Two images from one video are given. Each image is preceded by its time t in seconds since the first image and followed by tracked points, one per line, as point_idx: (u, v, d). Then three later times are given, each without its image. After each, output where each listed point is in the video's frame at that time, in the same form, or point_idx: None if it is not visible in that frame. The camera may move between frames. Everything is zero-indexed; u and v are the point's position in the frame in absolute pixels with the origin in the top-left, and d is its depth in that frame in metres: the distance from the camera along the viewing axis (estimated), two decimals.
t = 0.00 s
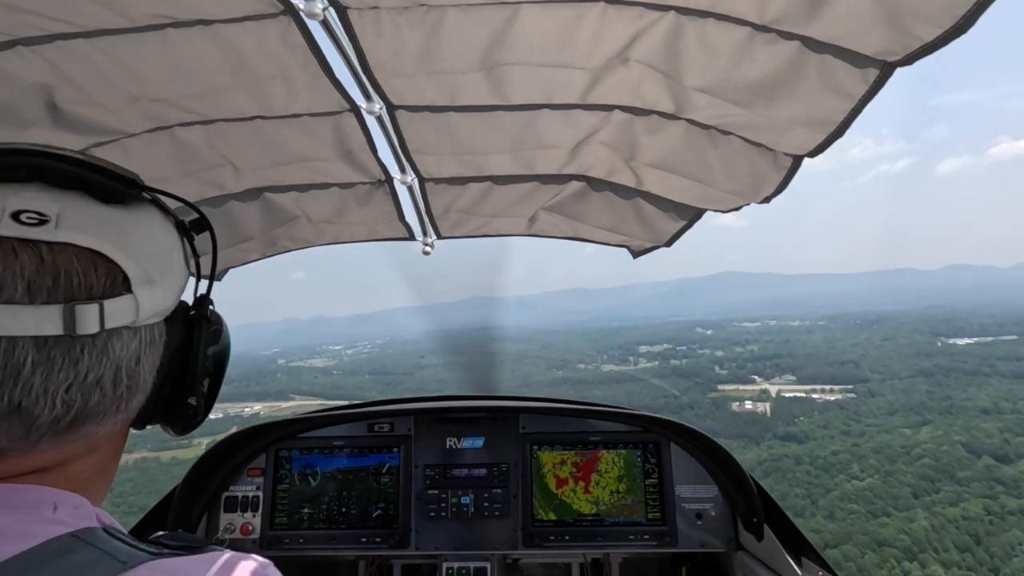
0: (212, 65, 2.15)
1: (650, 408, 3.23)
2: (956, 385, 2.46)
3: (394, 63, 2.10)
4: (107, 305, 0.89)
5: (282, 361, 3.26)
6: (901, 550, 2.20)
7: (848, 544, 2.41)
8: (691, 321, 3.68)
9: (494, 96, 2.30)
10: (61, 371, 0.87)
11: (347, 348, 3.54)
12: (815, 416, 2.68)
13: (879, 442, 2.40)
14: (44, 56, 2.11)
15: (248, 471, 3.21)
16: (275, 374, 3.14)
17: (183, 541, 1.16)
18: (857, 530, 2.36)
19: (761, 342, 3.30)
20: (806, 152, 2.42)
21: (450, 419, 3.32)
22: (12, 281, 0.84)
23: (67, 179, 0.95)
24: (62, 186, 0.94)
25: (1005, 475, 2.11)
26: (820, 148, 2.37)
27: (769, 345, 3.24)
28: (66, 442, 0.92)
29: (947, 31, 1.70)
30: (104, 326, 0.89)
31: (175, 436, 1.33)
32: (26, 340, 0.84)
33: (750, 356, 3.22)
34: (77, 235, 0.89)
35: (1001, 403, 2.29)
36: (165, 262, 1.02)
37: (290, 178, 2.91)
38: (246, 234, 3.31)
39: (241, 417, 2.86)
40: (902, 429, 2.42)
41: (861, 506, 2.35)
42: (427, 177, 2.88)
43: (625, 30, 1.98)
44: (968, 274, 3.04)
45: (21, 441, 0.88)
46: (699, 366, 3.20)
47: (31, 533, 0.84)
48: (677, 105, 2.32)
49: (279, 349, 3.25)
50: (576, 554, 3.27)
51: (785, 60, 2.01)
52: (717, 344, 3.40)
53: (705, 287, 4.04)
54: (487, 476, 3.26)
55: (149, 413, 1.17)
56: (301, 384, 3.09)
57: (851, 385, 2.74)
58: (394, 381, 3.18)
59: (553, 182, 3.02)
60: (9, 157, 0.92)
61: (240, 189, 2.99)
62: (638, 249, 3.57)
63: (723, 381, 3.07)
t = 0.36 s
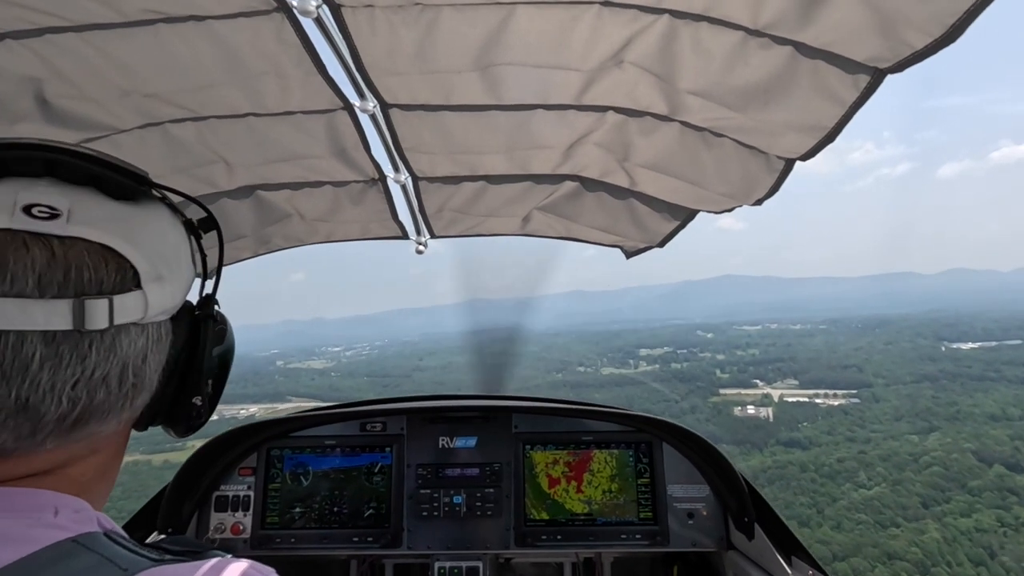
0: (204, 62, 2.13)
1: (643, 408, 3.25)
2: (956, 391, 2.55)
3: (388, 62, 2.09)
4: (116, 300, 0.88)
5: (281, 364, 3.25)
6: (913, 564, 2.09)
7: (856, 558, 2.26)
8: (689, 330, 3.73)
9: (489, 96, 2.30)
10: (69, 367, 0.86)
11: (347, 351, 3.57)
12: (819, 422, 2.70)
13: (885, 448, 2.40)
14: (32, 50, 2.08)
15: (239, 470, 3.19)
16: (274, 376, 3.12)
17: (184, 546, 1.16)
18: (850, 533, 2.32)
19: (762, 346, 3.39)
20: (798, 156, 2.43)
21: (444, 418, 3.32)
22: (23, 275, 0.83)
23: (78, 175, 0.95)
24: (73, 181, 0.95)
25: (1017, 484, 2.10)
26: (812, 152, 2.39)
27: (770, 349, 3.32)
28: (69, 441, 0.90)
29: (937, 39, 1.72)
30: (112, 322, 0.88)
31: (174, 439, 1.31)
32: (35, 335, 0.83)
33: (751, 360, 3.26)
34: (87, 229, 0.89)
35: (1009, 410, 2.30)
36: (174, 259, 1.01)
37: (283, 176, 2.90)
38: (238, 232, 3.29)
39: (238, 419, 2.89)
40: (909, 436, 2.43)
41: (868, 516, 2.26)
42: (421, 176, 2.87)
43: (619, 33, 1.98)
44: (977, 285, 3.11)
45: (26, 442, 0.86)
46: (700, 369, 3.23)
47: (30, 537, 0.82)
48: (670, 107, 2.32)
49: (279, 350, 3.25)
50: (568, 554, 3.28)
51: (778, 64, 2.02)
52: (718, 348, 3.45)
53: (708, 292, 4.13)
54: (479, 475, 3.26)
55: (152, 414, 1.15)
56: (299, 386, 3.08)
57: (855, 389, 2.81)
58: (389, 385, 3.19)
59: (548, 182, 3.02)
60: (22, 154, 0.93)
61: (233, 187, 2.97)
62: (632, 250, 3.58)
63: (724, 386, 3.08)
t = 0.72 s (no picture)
0: (199, 61, 2.12)
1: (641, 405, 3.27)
2: (961, 392, 2.54)
3: (384, 60, 2.08)
4: (121, 300, 0.88)
5: (277, 363, 3.23)
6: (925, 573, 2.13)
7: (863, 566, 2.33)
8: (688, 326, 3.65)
9: (484, 94, 2.30)
10: (74, 367, 0.86)
11: (345, 350, 3.56)
12: (820, 424, 2.68)
13: (891, 453, 2.44)
14: (25, 51, 2.07)
15: (237, 470, 3.19)
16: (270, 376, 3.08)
17: (183, 548, 1.16)
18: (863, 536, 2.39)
19: (762, 345, 3.28)
20: (794, 150, 2.44)
21: (442, 417, 3.32)
22: (30, 275, 0.83)
23: (82, 178, 0.95)
24: (78, 185, 0.94)
25: None
26: (807, 146, 2.39)
27: (770, 350, 3.19)
28: (73, 442, 0.90)
29: (932, 30, 1.72)
30: (117, 322, 0.88)
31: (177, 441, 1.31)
32: (41, 334, 0.83)
33: (752, 362, 3.15)
34: (94, 231, 0.89)
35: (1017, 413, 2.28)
36: (176, 261, 1.01)
37: (278, 175, 2.89)
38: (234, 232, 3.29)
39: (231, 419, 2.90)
40: (914, 440, 2.45)
41: (876, 523, 2.32)
42: (417, 174, 2.87)
43: (615, 29, 1.98)
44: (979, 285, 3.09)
45: (31, 442, 0.86)
46: (701, 370, 3.09)
47: (32, 539, 0.82)
48: (666, 103, 2.32)
49: (275, 350, 3.21)
50: (567, 550, 3.28)
51: (773, 58, 2.03)
52: (719, 348, 3.33)
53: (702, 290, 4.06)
54: (478, 473, 3.26)
55: (154, 417, 1.17)
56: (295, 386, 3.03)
57: (858, 391, 2.76)
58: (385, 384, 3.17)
59: (544, 179, 3.01)
60: (27, 157, 0.92)
61: (228, 186, 2.96)
62: (629, 246, 3.58)
63: (724, 387, 2.99)
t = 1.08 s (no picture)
0: (199, 65, 2.13)
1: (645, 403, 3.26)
2: (965, 398, 2.49)
3: (384, 61, 2.09)
4: (115, 300, 0.89)
5: (276, 360, 3.26)
6: None
7: None
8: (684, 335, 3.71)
9: (485, 94, 2.30)
10: (70, 366, 0.86)
11: (344, 349, 3.57)
12: (823, 429, 2.71)
13: (898, 460, 2.35)
14: (27, 56, 2.08)
15: (244, 472, 3.20)
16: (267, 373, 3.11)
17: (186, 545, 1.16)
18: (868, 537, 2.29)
19: (765, 350, 3.36)
20: (797, 147, 2.43)
21: (447, 417, 3.32)
22: (23, 276, 0.83)
23: (72, 179, 0.95)
24: (67, 186, 0.95)
25: None
26: (810, 143, 2.39)
27: (771, 352, 3.32)
28: (71, 442, 0.90)
29: (934, 26, 1.71)
30: (110, 321, 0.88)
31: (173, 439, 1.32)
32: (36, 335, 0.83)
33: (752, 364, 3.31)
34: (84, 232, 0.90)
35: None
36: (168, 260, 1.01)
37: (280, 178, 2.90)
38: (238, 235, 3.30)
39: (224, 417, 2.87)
40: (920, 447, 2.38)
41: (882, 534, 2.24)
42: (419, 175, 2.87)
43: (614, 27, 1.98)
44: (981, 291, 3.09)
45: (29, 443, 0.86)
46: (701, 373, 3.27)
47: (33, 538, 0.82)
48: (667, 100, 2.31)
49: (272, 347, 3.27)
50: (573, 549, 3.29)
51: (774, 56, 2.02)
52: (720, 351, 3.51)
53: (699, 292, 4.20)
54: (484, 473, 3.26)
55: (152, 414, 1.17)
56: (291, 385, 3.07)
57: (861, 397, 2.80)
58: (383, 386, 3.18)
59: (546, 178, 3.01)
60: (17, 160, 0.93)
61: (231, 190, 2.96)
62: (632, 245, 3.58)
63: (725, 390, 3.17)
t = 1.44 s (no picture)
0: (202, 62, 2.13)
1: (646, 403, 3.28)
2: (971, 419, 2.33)
3: (386, 58, 2.08)
4: (114, 293, 0.89)
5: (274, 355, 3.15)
6: None
7: None
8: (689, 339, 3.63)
9: (487, 92, 2.30)
10: (69, 358, 0.86)
11: (342, 344, 3.50)
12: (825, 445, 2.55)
13: (903, 482, 2.25)
14: (29, 51, 2.08)
15: (244, 468, 3.20)
16: (263, 369, 3.03)
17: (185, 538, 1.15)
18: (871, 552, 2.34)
19: (767, 364, 3.16)
20: (799, 146, 2.43)
21: (446, 415, 3.33)
22: (23, 268, 0.84)
23: (71, 171, 0.96)
24: (67, 178, 0.95)
25: None
26: (813, 142, 2.38)
27: (773, 364, 3.14)
28: (70, 433, 0.90)
29: (938, 25, 1.71)
30: (109, 313, 0.88)
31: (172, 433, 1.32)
32: (35, 327, 0.83)
33: (754, 376, 3.17)
34: (83, 224, 0.90)
35: None
36: (166, 253, 1.01)
37: (282, 175, 2.90)
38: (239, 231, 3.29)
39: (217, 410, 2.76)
40: (927, 469, 2.25)
41: (887, 559, 2.19)
42: (421, 173, 2.87)
43: (617, 25, 1.98)
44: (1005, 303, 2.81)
45: (28, 434, 0.87)
46: (701, 382, 3.16)
47: (31, 530, 0.83)
48: (670, 100, 2.31)
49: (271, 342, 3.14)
50: (572, 548, 3.29)
51: (777, 55, 2.02)
52: (720, 361, 3.39)
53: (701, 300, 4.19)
54: (483, 471, 3.27)
55: (150, 408, 1.18)
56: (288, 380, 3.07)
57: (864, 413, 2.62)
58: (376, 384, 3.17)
59: (548, 177, 3.00)
60: (17, 152, 0.94)
61: (233, 186, 2.96)
62: (633, 244, 3.57)
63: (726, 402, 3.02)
